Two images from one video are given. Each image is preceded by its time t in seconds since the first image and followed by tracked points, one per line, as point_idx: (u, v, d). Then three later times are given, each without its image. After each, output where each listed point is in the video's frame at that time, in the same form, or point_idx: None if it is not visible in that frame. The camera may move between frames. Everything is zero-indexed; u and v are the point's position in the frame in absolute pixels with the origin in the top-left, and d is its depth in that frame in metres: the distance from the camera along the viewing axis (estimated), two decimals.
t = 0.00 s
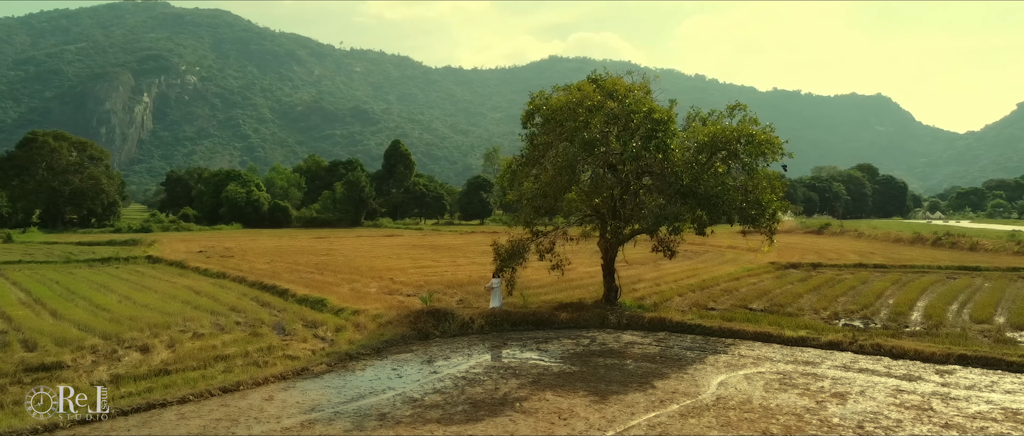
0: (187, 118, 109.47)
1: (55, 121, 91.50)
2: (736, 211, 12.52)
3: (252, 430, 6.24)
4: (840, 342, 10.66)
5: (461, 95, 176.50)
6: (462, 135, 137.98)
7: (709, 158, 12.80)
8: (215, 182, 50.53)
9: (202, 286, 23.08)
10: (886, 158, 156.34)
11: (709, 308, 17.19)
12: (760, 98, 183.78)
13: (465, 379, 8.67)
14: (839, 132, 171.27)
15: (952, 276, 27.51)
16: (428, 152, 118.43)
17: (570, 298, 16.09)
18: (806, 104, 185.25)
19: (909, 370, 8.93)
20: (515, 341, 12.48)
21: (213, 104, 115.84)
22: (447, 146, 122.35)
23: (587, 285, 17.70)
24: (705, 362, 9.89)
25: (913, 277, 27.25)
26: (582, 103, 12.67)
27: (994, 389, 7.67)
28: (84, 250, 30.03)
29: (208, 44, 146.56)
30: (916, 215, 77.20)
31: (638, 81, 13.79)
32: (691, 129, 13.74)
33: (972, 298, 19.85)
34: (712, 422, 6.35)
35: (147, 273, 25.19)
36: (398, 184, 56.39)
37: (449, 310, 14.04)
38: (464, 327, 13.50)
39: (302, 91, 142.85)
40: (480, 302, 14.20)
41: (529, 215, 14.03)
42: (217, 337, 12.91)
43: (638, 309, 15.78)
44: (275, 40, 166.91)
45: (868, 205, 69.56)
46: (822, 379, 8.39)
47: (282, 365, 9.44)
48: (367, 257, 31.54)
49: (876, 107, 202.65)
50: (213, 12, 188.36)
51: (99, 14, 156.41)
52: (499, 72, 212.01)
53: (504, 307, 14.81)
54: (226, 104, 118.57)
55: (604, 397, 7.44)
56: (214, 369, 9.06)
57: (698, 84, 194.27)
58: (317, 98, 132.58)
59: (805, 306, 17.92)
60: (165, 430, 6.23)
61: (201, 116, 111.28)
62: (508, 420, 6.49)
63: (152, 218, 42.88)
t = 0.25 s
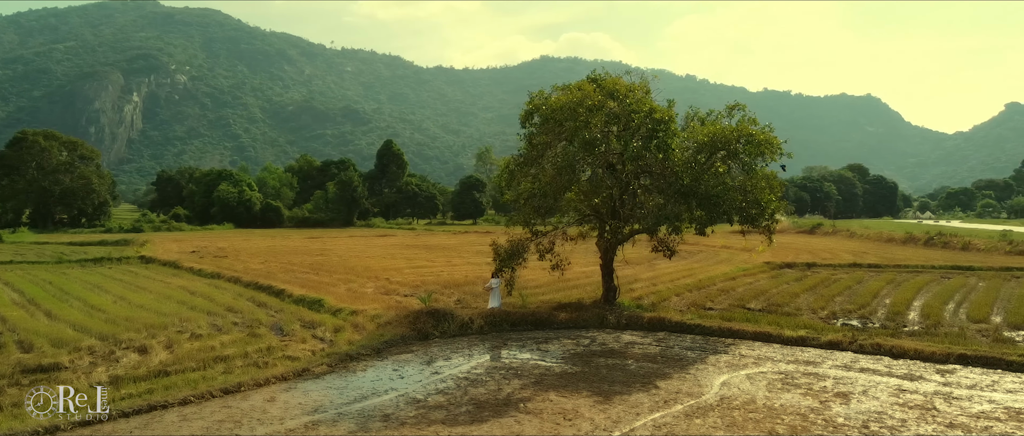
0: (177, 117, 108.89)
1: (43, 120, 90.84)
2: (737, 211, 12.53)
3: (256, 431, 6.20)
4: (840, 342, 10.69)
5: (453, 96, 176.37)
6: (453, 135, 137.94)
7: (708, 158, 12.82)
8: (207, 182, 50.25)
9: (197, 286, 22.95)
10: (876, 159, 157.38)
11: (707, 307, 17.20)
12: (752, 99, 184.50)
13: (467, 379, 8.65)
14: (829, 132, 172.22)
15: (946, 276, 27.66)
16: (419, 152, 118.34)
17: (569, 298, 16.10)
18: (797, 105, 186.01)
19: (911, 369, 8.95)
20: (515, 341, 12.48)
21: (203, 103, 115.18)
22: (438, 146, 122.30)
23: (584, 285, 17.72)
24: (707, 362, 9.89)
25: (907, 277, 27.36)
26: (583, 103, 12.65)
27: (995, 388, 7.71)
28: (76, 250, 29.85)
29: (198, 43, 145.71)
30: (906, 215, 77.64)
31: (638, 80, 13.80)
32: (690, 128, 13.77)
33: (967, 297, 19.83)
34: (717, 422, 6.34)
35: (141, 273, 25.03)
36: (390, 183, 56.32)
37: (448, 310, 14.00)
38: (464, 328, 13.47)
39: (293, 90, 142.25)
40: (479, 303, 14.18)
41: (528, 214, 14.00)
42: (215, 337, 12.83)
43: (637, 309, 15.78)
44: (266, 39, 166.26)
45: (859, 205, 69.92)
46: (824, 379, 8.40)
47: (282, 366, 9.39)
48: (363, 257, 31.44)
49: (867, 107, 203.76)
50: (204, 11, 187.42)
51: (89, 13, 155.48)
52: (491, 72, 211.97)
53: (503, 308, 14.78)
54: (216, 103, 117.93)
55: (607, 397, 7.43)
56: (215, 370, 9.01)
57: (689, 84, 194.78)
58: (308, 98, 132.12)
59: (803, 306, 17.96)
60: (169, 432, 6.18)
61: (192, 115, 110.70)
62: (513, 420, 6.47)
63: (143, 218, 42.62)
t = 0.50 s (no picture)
0: (167, 117, 108.22)
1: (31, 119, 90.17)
2: (736, 211, 12.55)
3: (260, 433, 6.16)
4: (840, 341, 10.74)
5: (445, 96, 176.27)
6: (444, 135, 137.97)
7: (708, 158, 12.83)
8: (198, 182, 49.93)
9: (192, 287, 22.82)
10: (865, 160, 158.40)
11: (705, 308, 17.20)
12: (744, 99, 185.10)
13: (469, 380, 8.63)
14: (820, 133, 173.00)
15: (940, 275, 27.83)
16: (410, 152, 118.27)
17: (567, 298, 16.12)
18: (788, 107, 186.86)
19: (910, 368, 9.02)
20: (516, 341, 12.50)
21: (194, 103, 114.51)
22: (429, 146, 122.21)
23: (581, 286, 17.80)
24: (708, 362, 9.90)
25: (902, 277, 27.48)
26: (583, 103, 12.67)
27: (996, 388, 7.75)
28: (69, 250, 29.66)
29: (188, 43, 144.89)
30: (896, 215, 78.01)
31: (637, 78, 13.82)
32: (689, 128, 13.79)
33: (963, 297, 19.85)
34: (723, 423, 6.33)
35: (134, 274, 24.85)
36: (382, 183, 56.19)
37: (447, 310, 13.97)
38: (463, 328, 13.45)
39: (283, 89, 141.63)
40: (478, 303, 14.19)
41: (526, 215, 13.99)
42: (213, 338, 12.76)
43: (634, 309, 15.79)
44: (257, 38, 165.50)
45: (850, 205, 70.19)
46: (825, 378, 8.43)
47: (283, 367, 9.33)
48: (360, 257, 31.37)
49: (857, 108, 204.87)
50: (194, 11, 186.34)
51: (78, 12, 154.29)
52: (483, 72, 211.92)
53: (502, 308, 14.78)
54: (207, 103, 117.24)
55: (610, 397, 7.42)
56: (214, 371, 8.95)
57: (681, 85, 195.27)
58: (299, 98, 131.64)
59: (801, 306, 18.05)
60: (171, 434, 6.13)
61: (182, 115, 110.08)
62: (518, 421, 6.45)
63: (134, 218, 42.33)
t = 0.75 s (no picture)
0: (156, 116, 107.53)
1: (18, 119, 89.64)
2: (737, 211, 12.54)
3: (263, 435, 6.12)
4: (839, 341, 10.78)
5: (437, 97, 176.25)
6: (435, 135, 138.09)
7: (708, 157, 12.81)
8: (189, 181, 49.62)
9: (187, 287, 22.69)
10: (854, 160, 159.65)
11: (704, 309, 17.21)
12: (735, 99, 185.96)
13: (472, 380, 8.60)
14: (811, 133, 173.85)
15: (934, 275, 27.97)
16: (401, 152, 118.26)
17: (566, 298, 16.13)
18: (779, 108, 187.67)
19: (910, 368, 9.05)
20: (516, 342, 12.47)
21: (184, 102, 113.85)
22: (420, 146, 122.20)
23: (579, 286, 17.82)
24: (709, 362, 9.90)
25: (897, 277, 27.63)
26: (583, 103, 12.64)
27: (998, 387, 7.78)
28: (61, 250, 29.45)
29: (177, 42, 144.03)
30: (886, 215, 78.57)
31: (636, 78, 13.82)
32: (687, 128, 13.78)
33: (960, 297, 19.93)
34: (728, 423, 6.32)
35: (127, 274, 24.68)
36: (375, 183, 56.10)
37: (447, 311, 13.93)
38: (462, 328, 13.43)
39: (273, 89, 141.10)
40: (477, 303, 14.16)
41: (525, 215, 13.97)
42: (211, 339, 12.69)
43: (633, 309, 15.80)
44: (247, 38, 164.71)
45: (840, 205, 70.67)
46: (828, 379, 8.44)
47: (283, 368, 9.28)
48: (356, 257, 31.29)
49: (847, 108, 206.05)
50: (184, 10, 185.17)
51: (66, 11, 153.08)
52: (474, 72, 211.98)
53: (501, 308, 14.74)
54: (197, 102, 116.62)
55: (614, 398, 7.42)
56: (214, 372, 8.89)
57: (672, 85, 195.77)
58: (290, 98, 131.22)
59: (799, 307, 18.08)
60: None
61: (172, 114, 109.41)
62: (523, 422, 6.44)
63: (125, 218, 42.04)
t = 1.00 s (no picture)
0: (146, 116, 106.85)
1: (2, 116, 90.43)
2: (736, 211, 12.55)
3: None
4: (840, 341, 10.80)
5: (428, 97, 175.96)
6: (427, 134, 137.91)
7: (707, 158, 12.79)
8: (180, 181, 49.28)
9: (182, 288, 22.54)
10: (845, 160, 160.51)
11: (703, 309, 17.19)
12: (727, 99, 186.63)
13: (474, 381, 8.57)
14: (802, 134, 174.54)
15: (929, 275, 28.07)
16: (393, 153, 118.18)
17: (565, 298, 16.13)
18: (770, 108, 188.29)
19: (911, 368, 9.07)
20: (516, 342, 12.47)
21: (174, 102, 113.13)
22: (412, 146, 122.15)
23: (577, 285, 17.84)
24: (710, 362, 9.90)
25: (892, 276, 27.76)
26: (584, 102, 12.65)
27: (999, 386, 7.81)
28: (52, 251, 29.27)
29: (167, 42, 143.11)
30: (876, 215, 79.04)
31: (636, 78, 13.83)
32: (687, 128, 13.74)
33: (956, 297, 20.03)
34: (733, 424, 6.32)
35: (121, 275, 24.51)
36: (367, 183, 55.96)
37: (446, 311, 13.90)
38: (462, 329, 13.40)
39: (263, 88, 140.39)
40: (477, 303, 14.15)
41: (525, 216, 13.99)
42: (209, 340, 12.61)
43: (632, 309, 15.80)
44: (238, 37, 163.82)
45: (832, 205, 71.04)
46: (830, 378, 8.46)
47: (284, 370, 9.22)
48: (352, 257, 31.20)
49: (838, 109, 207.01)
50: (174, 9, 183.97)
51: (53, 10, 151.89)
52: (466, 72, 211.73)
53: (500, 308, 14.72)
54: (187, 102, 115.91)
55: (617, 398, 7.42)
56: (215, 373, 8.85)
57: (664, 85, 196.12)
58: (281, 97, 130.70)
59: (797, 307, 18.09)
60: None
61: (161, 114, 108.67)
62: (528, 423, 6.42)
63: (116, 218, 41.74)
